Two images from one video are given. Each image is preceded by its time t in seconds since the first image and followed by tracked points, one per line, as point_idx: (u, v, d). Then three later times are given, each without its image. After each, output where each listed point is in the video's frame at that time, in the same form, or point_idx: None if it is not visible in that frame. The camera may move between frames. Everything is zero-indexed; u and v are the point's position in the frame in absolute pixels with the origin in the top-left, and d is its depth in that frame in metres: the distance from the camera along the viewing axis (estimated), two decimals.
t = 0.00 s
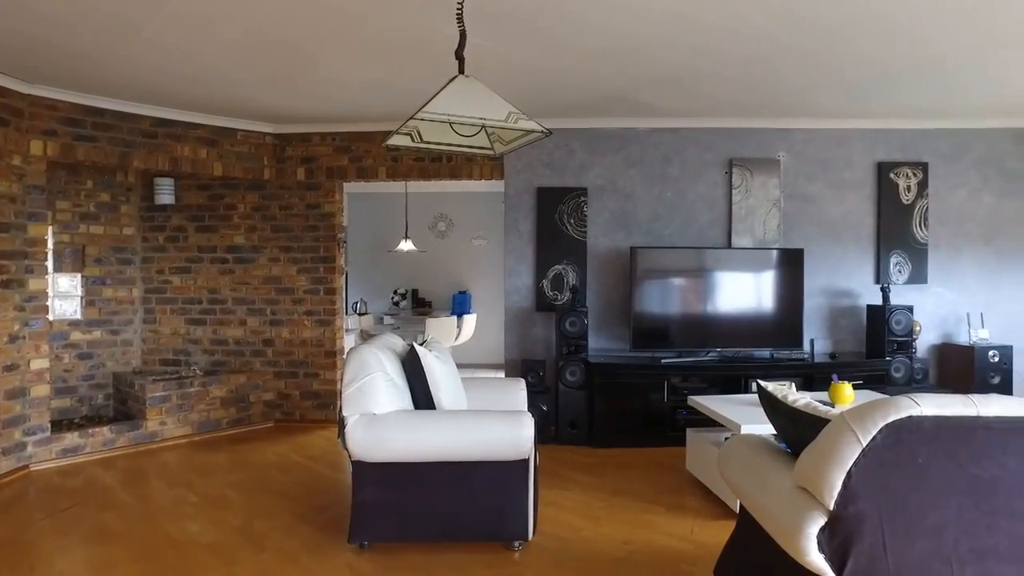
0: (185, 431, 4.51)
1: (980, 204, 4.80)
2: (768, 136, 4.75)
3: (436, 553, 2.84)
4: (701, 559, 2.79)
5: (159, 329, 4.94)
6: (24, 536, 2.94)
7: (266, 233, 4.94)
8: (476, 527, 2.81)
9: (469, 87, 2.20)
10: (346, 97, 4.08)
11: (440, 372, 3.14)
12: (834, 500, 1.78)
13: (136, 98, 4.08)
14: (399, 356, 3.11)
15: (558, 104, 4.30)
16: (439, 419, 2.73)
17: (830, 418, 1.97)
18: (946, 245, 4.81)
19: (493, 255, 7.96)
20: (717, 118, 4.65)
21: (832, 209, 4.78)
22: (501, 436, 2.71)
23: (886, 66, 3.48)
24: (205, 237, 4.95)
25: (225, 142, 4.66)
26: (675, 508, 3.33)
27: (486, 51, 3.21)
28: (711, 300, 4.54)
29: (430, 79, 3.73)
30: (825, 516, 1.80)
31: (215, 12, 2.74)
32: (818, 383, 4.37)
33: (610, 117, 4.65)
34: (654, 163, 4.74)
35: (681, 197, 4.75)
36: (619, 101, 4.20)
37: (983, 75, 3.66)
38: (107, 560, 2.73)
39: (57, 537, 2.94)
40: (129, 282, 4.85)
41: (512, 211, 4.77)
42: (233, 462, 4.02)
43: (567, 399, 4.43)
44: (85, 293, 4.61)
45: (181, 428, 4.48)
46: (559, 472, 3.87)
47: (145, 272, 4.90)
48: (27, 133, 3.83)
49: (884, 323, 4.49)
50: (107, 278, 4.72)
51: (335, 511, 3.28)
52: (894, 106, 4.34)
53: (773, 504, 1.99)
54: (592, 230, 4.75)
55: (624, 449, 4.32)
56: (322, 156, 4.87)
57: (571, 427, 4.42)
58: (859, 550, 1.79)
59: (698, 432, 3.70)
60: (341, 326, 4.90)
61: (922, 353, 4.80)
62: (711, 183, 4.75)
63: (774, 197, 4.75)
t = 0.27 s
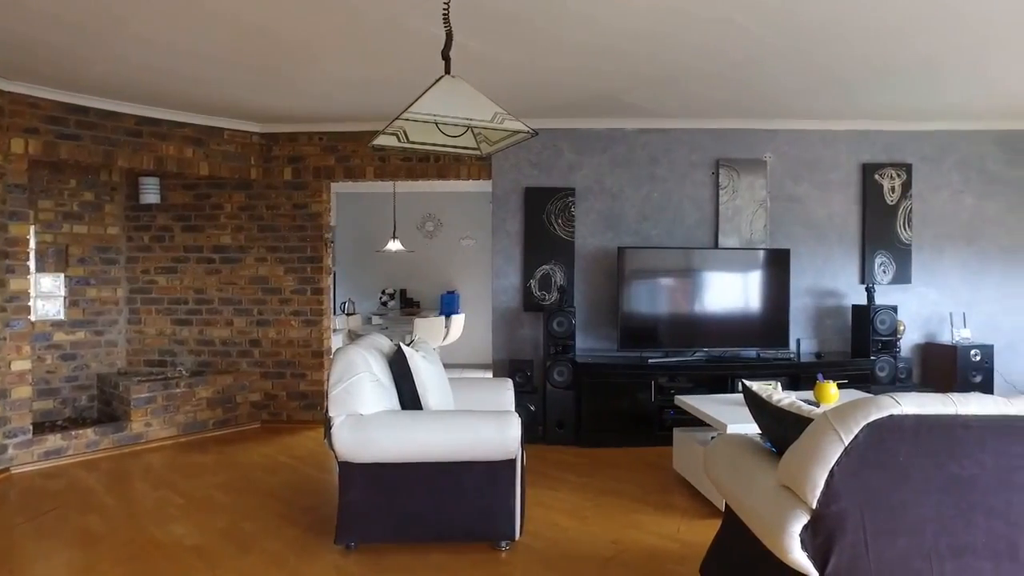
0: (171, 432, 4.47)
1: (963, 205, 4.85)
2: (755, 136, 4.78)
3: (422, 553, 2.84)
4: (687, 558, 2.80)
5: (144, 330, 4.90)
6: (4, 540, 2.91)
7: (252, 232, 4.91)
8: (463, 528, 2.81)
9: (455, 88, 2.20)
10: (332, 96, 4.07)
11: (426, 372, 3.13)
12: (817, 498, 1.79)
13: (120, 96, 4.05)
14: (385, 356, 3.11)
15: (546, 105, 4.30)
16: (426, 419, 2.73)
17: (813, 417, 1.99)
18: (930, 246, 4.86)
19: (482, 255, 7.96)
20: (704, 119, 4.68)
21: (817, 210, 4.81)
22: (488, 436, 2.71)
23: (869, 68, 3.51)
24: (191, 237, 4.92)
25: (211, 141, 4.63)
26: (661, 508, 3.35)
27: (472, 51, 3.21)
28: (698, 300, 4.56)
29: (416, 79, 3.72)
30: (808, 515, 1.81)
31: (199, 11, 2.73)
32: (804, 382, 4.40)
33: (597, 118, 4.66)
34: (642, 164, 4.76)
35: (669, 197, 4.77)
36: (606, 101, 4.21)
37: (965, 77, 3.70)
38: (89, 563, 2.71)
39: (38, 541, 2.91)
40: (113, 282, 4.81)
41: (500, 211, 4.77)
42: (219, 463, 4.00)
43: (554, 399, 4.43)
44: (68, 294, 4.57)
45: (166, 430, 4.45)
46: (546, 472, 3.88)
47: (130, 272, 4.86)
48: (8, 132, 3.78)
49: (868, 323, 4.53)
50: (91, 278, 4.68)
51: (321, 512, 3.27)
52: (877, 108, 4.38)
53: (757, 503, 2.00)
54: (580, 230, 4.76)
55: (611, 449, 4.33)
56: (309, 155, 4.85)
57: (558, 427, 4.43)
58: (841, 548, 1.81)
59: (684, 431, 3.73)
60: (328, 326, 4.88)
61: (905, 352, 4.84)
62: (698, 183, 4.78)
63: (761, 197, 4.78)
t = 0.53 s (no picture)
0: (155, 434, 4.43)
1: (945, 205, 4.90)
2: (741, 137, 4.80)
3: (408, 554, 2.83)
4: (672, 557, 2.81)
5: (128, 330, 4.86)
6: None
7: (238, 232, 4.88)
8: (449, 528, 2.80)
9: (440, 88, 2.20)
10: (319, 95, 4.04)
11: (413, 372, 3.13)
12: (799, 497, 1.80)
13: (103, 94, 4.00)
14: (371, 357, 3.10)
15: (533, 105, 4.31)
16: (412, 419, 2.73)
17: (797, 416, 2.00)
18: (913, 246, 4.90)
19: (469, 255, 7.95)
20: (691, 119, 4.70)
21: (803, 210, 4.85)
22: (473, 436, 2.71)
23: (853, 70, 3.54)
24: (176, 236, 4.88)
25: (196, 140, 4.60)
26: (648, 507, 3.36)
27: (458, 50, 3.20)
28: (685, 300, 4.58)
29: (403, 79, 3.72)
30: (791, 513, 1.82)
31: (181, 8, 2.71)
32: (789, 381, 4.43)
33: (585, 118, 4.67)
34: (629, 164, 4.77)
35: (656, 197, 4.79)
36: (593, 101, 4.22)
37: (947, 80, 3.74)
38: (70, 567, 2.68)
39: (18, 544, 2.88)
40: (96, 282, 4.76)
41: (487, 211, 4.77)
42: (204, 465, 3.97)
43: (542, 399, 4.44)
44: (50, 293, 4.51)
45: (150, 431, 4.40)
46: (533, 472, 3.88)
47: (114, 272, 4.82)
48: None
49: (853, 323, 4.57)
50: (73, 278, 4.63)
51: (307, 513, 3.25)
52: (862, 110, 4.42)
53: (741, 502, 2.01)
54: (567, 230, 4.77)
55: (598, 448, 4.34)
56: (296, 155, 4.83)
57: (546, 427, 4.44)
58: (823, 545, 1.82)
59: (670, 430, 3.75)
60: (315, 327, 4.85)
61: (889, 351, 4.89)
62: (685, 183, 4.80)
63: (747, 198, 4.80)
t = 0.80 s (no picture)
0: (140, 435, 4.39)
1: (929, 206, 4.95)
2: (728, 138, 4.83)
3: (396, 555, 2.83)
4: (659, 557, 2.82)
5: (113, 331, 4.81)
6: None
7: (225, 231, 4.85)
8: (437, 528, 2.80)
9: (427, 87, 2.19)
10: (306, 94, 4.02)
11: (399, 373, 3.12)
12: (785, 496, 1.81)
13: (86, 91, 3.96)
14: (358, 357, 3.09)
15: (521, 105, 4.31)
16: (399, 420, 2.72)
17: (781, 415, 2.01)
18: (898, 247, 4.95)
19: (458, 255, 7.95)
20: (678, 120, 4.72)
21: (789, 211, 4.88)
22: (461, 437, 2.70)
23: (839, 71, 3.57)
24: (162, 236, 4.84)
25: (181, 138, 4.56)
26: (635, 506, 3.37)
27: (446, 50, 3.20)
28: (673, 300, 4.60)
29: (390, 78, 3.70)
30: (776, 512, 1.83)
31: (166, 6, 2.68)
32: (776, 380, 4.46)
33: (573, 118, 4.67)
34: (617, 164, 4.78)
35: (643, 197, 4.80)
36: (582, 102, 4.22)
37: (931, 82, 3.77)
38: (52, 570, 2.64)
39: None
40: (80, 282, 4.71)
41: (475, 211, 4.76)
42: (190, 467, 3.93)
43: (529, 399, 4.44)
44: (32, 293, 4.43)
45: (135, 433, 4.36)
46: (521, 472, 3.88)
47: (98, 272, 4.77)
48: None
49: (839, 322, 4.60)
50: (56, 278, 4.57)
51: (293, 514, 3.23)
52: (847, 111, 4.45)
53: (726, 500, 2.02)
54: (554, 230, 4.77)
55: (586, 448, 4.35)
56: (283, 154, 4.81)
57: (533, 427, 4.44)
58: (807, 543, 1.83)
59: (657, 429, 3.76)
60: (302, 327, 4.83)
61: (874, 351, 4.93)
62: (672, 184, 4.81)
63: (734, 198, 4.83)
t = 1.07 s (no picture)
0: (123, 437, 4.34)
1: (912, 207, 5.00)
2: (714, 139, 4.85)
3: (382, 556, 2.82)
4: (645, 556, 2.83)
5: (96, 331, 4.76)
6: None
7: (210, 231, 4.81)
8: (423, 529, 2.79)
9: (413, 87, 2.18)
10: (292, 93, 4.00)
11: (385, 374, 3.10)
12: (769, 494, 1.83)
13: (68, 89, 3.91)
14: (344, 357, 3.07)
15: (508, 105, 4.30)
16: (385, 420, 2.71)
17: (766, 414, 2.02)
18: (882, 247, 5.00)
19: (445, 255, 7.93)
20: (664, 120, 4.73)
21: (775, 211, 4.91)
22: (447, 437, 2.69)
23: (823, 73, 3.59)
24: (145, 235, 4.79)
25: (165, 137, 4.52)
26: (622, 506, 3.37)
27: (432, 49, 3.19)
28: (659, 299, 4.61)
29: (376, 77, 3.69)
30: (760, 511, 1.84)
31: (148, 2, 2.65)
32: (761, 380, 4.48)
33: (560, 118, 4.68)
34: (604, 165, 4.79)
35: (630, 198, 4.81)
36: (569, 102, 4.23)
37: (913, 84, 3.81)
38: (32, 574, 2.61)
39: None
40: (61, 282, 4.65)
41: (462, 211, 4.75)
42: (174, 469, 3.90)
43: (516, 399, 4.44)
44: (12, 294, 4.37)
45: (118, 435, 4.31)
46: (508, 472, 3.88)
47: (81, 272, 4.72)
48: None
49: (823, 322, 4.64)
50: (37, 278, 4.51)
51: (278, 516, 3.22)
52: (831, 112, 4.49)
53: (712, 500, 2.03)
54: (541, 230, 4.78)
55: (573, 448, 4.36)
56: (268, 154, 4.77)
57: (520, 427, 4.44)
58: (790, 541, 1.85)
59: (644, 429, 3.77)
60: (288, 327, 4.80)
61: (858, 350, 4.97)
62: (659, 184, 4.83)
63: (720, 198, 4.85)
